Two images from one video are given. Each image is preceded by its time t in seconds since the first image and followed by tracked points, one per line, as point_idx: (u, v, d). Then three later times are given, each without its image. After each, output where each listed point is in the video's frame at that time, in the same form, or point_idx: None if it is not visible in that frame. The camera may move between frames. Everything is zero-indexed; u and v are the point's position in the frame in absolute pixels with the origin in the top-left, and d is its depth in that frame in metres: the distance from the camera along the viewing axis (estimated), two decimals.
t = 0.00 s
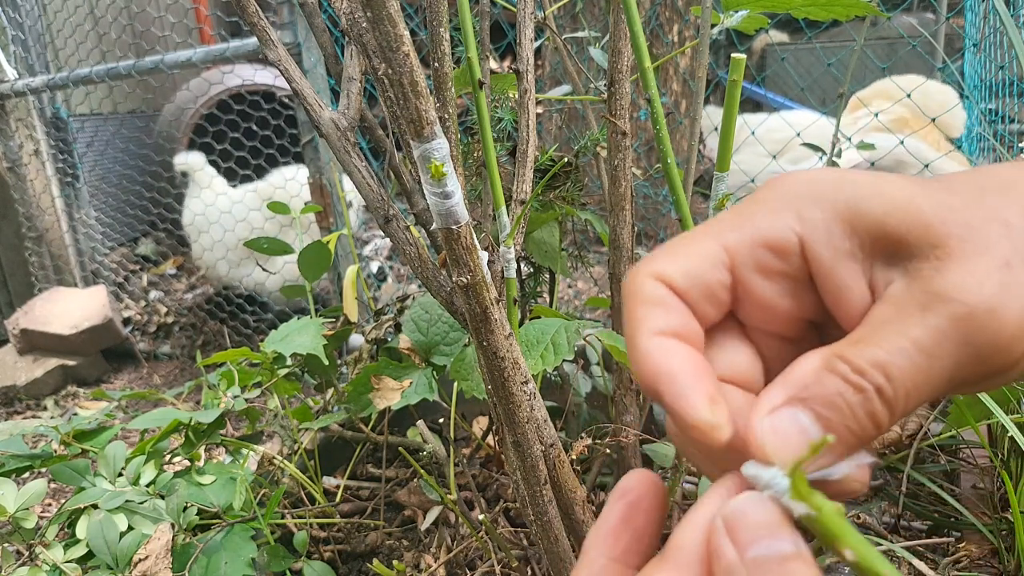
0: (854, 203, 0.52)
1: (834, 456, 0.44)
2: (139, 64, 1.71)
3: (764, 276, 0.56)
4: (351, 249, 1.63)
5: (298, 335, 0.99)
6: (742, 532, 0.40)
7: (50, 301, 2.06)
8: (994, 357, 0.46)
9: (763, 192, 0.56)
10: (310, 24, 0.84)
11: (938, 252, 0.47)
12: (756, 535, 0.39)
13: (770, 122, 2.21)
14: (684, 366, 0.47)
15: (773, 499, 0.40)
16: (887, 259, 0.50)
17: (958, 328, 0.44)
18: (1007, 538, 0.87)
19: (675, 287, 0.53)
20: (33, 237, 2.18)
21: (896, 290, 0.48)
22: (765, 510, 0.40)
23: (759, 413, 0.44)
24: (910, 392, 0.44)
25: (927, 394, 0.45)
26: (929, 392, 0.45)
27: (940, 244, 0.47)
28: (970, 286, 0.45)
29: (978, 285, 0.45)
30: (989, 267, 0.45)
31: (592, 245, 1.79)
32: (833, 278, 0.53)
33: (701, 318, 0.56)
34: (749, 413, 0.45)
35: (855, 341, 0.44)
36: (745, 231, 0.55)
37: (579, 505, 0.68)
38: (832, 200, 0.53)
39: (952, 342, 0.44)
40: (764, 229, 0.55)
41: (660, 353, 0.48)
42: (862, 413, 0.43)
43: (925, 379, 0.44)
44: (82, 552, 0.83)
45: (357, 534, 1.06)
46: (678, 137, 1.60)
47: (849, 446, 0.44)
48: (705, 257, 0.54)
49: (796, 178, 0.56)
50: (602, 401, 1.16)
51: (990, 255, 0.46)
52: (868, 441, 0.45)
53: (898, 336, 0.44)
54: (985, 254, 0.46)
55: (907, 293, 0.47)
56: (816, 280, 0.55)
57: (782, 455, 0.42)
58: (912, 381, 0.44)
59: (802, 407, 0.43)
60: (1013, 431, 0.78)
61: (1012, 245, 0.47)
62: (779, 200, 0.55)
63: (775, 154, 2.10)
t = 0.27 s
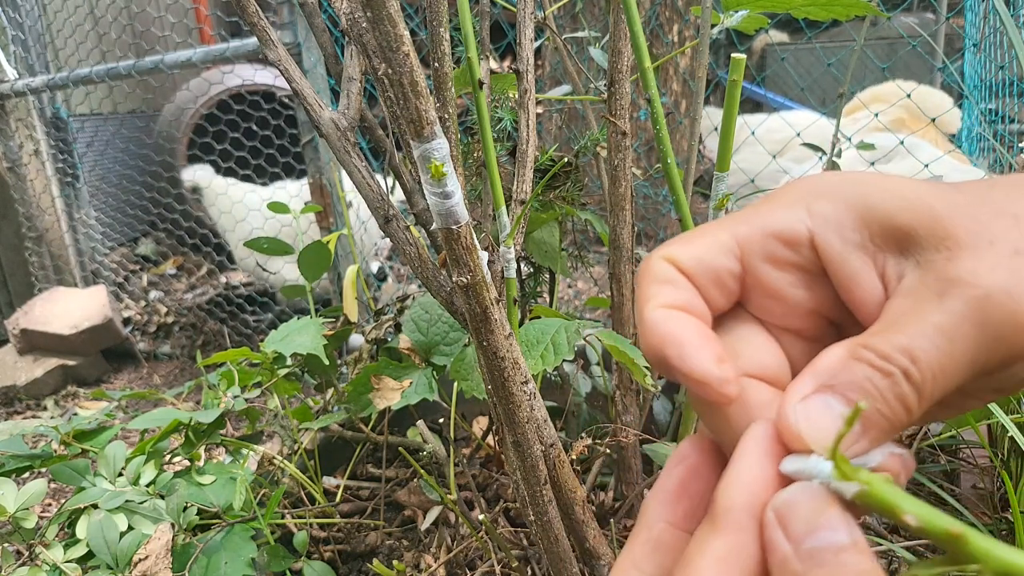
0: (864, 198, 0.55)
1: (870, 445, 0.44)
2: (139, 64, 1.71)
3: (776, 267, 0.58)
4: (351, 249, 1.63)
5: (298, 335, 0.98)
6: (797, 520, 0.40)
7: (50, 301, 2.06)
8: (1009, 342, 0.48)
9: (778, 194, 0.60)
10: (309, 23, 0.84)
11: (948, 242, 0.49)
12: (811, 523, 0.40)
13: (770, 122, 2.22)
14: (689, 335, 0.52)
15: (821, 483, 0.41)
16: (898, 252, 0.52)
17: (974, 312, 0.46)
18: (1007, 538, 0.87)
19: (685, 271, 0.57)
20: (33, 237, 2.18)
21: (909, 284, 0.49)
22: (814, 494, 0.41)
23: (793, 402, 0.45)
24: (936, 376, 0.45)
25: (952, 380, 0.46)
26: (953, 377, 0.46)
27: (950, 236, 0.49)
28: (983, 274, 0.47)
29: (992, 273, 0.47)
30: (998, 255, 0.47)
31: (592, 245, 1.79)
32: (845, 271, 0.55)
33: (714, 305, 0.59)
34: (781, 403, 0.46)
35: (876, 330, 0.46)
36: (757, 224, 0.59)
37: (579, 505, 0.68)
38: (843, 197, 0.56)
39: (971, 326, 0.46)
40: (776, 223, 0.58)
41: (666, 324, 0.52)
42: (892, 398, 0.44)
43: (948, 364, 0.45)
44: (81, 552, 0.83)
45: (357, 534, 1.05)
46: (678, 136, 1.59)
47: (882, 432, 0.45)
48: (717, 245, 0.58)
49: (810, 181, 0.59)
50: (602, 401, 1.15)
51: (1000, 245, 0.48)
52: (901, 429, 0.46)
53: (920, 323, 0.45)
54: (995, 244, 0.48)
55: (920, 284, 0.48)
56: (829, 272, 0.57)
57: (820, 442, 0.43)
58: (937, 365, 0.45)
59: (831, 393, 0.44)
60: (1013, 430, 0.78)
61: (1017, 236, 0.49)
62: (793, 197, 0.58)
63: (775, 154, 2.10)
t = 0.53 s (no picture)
0: (878, 189, 0.55)
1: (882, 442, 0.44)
2: (139, 64, 1.71)
3: (785, 254, 0.59)
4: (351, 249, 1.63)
5: (297, 335, 0.98)
6: (811, 515, 0.39)
7: (50, 301, 2.06)
8: None
9: (794, 180, 0.60)
10: (309, 23, 0.84)
11: (965, 234, 0.49)
12: (826, 521, 0.38)
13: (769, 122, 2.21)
14: (696, 318, 0.52)
15: (832, 477, 0.41)
16: (912, 244, 0.52)
17: (992, 306, 0.45)
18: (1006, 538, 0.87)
19: (692, 256, 0.57)
20: (33, 237, 2.18)
21: (925, 276, 0.49)
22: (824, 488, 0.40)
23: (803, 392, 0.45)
24: (950, 370, 0.45)
25: (966, 375, 0.46)
26: (967, 373, 0.46)
27: (966, 228, 0.49)
28: (1002, 266, 0.46)
29: (1010, 267, 0.46)
30: (1016, 246, 0.47)
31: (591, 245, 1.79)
32: (857, 261, 0.55)
33: (722, 291, 0.59)
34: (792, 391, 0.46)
35: (890, 323, 0.46)
36: (769, 211, 0.59)
37: (579, 505, 0.68)
38: (858, 185, 0.56)
39: (986, 321, 0.45)
40: (788, 210, 0.58)
41: (673, 307, 0.52)
42: (906, 391, 0.44)
43: (965, 359, 0.45)
44: (81, 552, 0.83)
45: (356, 534, 1.06)
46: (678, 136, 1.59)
47: (896, 427, 0.44)
48: (726, 231, 0.59)
49: (826, 170, 0.59)
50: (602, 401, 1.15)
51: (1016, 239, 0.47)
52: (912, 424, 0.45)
53: (936, 316, 0.45)
54: (1013, 237, 0.48)
55: (938, 277, 0.48)
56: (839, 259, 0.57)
57: (830, 435, 0.43)
58: (952, 358, 0.44)
59: (841, 384, 0.44)
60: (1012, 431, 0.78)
61: None
62: (807, 186, 0.58)
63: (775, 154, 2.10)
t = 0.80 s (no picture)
0: (824, 207, 0.53)
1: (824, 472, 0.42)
2: (139, 64, 1.71)
3: (734, 274, 0.58)
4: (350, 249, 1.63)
5: (298, 335, 0.98)
6: (760, 543, 0.39)
7: (50, 301, 2.06)
8: (969, 361, 0.45)
9: (743, 197, 0.59)
10: (310, 23, 0.84)
11: (909, 256, 0.46)
12: (775, 547, 0.38)
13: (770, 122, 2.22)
14: (649, 340, 0.52)
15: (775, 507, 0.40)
16: (858, 265, 0.50)
17: (932, 330, 0.43)
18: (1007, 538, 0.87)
19: (645, 277, 0.57)
20: (32, 237, 2.18)
21: (869, 298, 0.47)
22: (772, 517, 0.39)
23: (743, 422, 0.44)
24: (889, 397, 0.43)
25: (908, 399, 0.44)
26: (910, 398, 0.44)
27: (911, 250, 0.46)
28: (942, 290, 0.44)
29: (951, 291, 0.44)
30: (960, 269, 0.45)
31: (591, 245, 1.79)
32: (803, 280, 0.54)
33: (674, 309, 0.59)
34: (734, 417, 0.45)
35: (830, 348, 0.44)
36: (717, 228, 0.58)
37: (579, 505, 0.68)
38: (805, 204, 0.54)
39: (928, 345, 0.43)
40: (735, 227, 0.57)
41: (626, 331, 0.53)
42: (846, 419, 0.42)
43: (903, 385, 0.43)
44: (81, 552, 0.83)
45: (357, 534, 1.06)
46: (678, 137, 1.59)
47: (834, 454, 0.43)
48: (676, 251, 0.58)
49: (777, 185, 0.58)
50: (602, 401, 1.15)
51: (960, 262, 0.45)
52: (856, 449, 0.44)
53: (876, 341, 0.43)
54: (957, 259, 0.45)
55: (879, 300, 0.46)
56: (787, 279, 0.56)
57: (771, 466, 0.42)
58: (892, 383, 0.43)
59: (781, 413, 0.43)
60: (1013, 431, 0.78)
61: (984, 250, 0.46)
62: (755, 202, 0.57)
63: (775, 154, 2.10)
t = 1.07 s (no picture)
0: (804, 215, 0.53)
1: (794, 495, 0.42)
2: (139, 64, 1.71)
3: (717, 280, 0.58)
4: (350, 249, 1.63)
5: (298, 335, 0.98)
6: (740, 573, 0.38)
7: (50, 301, 2.06)
8: (941, 385, 0.45)
9: (721, 200, 0.58)
10: (309, 23, 0.84)
11: (888, 273, 0.46)
12: None
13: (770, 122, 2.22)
14: (642, 354, 0.52)
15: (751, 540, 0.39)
16: (837, 280, 0.49)
17: (907, 353, 0.43)
18: (1007, 538, 0.87)
19: (629, 286, 0.57)
20: (32, 237, 2.18)
21: (846, 315, 0.46)
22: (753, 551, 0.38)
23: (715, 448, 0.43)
24: (862, 423, 0.42)
25: (880, 424, 0.44)
26: (882, 422, 0.43)
27: (891, 266, 0.46)
28: (918, 311, 0.43)
29: (927, 315, 0.43)
30: (937, 289, 0.44)
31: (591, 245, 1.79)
32: (781, 288, 0.54)
33: (658, 315, 0.59)
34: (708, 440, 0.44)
35: (806, 373, 0.43)
36: (698, 234, 0.57)
37: (579, 505, 0.68)
38: (783, 210, 0.54)
39: (901, 370, 0.43)
40: (715, 233, 0.57)
41: (618, 345, 0.52)
42: (820, 447, 0.41)
43: (878, 407, 0.43)
44: (82, 552, 0.83)
45: (357, 534, 1.06)
46: (678, 137, 1.59)
47: (807, 480, 0.42)
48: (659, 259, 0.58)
49: (754, 189, 0.57)
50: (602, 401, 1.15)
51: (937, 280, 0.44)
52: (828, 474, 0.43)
53: (850, 365, 0.42)
54: (935, 277, 0.45)
55: (853, 319, 0.45)
56: (767, 285, 0.56)
57: (746, 499, 0.41)
58: (865, 410, 0.42)
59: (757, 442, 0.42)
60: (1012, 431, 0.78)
61: (963, 268, 0.46)
62: (738, 205, 0.57)
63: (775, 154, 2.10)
